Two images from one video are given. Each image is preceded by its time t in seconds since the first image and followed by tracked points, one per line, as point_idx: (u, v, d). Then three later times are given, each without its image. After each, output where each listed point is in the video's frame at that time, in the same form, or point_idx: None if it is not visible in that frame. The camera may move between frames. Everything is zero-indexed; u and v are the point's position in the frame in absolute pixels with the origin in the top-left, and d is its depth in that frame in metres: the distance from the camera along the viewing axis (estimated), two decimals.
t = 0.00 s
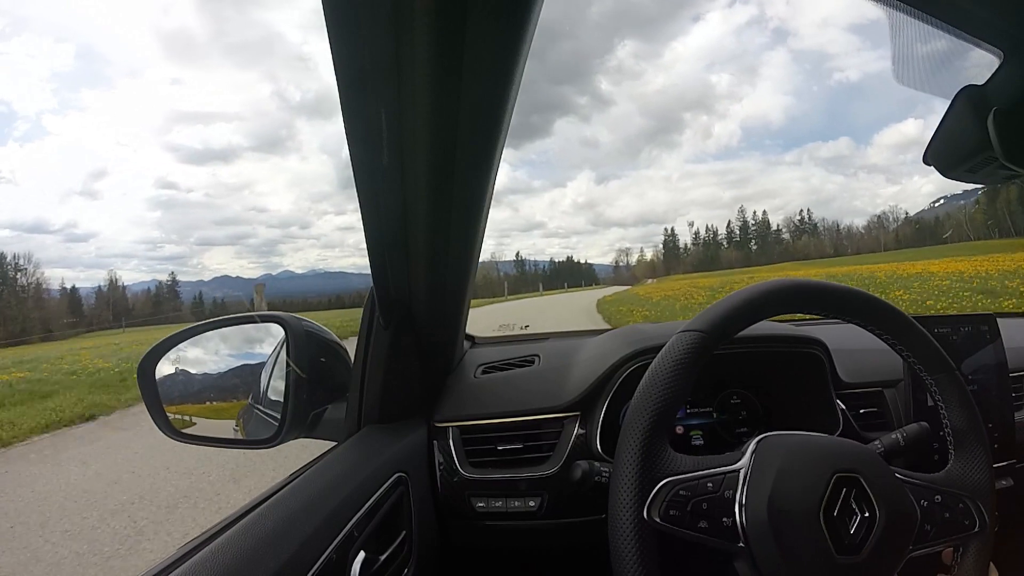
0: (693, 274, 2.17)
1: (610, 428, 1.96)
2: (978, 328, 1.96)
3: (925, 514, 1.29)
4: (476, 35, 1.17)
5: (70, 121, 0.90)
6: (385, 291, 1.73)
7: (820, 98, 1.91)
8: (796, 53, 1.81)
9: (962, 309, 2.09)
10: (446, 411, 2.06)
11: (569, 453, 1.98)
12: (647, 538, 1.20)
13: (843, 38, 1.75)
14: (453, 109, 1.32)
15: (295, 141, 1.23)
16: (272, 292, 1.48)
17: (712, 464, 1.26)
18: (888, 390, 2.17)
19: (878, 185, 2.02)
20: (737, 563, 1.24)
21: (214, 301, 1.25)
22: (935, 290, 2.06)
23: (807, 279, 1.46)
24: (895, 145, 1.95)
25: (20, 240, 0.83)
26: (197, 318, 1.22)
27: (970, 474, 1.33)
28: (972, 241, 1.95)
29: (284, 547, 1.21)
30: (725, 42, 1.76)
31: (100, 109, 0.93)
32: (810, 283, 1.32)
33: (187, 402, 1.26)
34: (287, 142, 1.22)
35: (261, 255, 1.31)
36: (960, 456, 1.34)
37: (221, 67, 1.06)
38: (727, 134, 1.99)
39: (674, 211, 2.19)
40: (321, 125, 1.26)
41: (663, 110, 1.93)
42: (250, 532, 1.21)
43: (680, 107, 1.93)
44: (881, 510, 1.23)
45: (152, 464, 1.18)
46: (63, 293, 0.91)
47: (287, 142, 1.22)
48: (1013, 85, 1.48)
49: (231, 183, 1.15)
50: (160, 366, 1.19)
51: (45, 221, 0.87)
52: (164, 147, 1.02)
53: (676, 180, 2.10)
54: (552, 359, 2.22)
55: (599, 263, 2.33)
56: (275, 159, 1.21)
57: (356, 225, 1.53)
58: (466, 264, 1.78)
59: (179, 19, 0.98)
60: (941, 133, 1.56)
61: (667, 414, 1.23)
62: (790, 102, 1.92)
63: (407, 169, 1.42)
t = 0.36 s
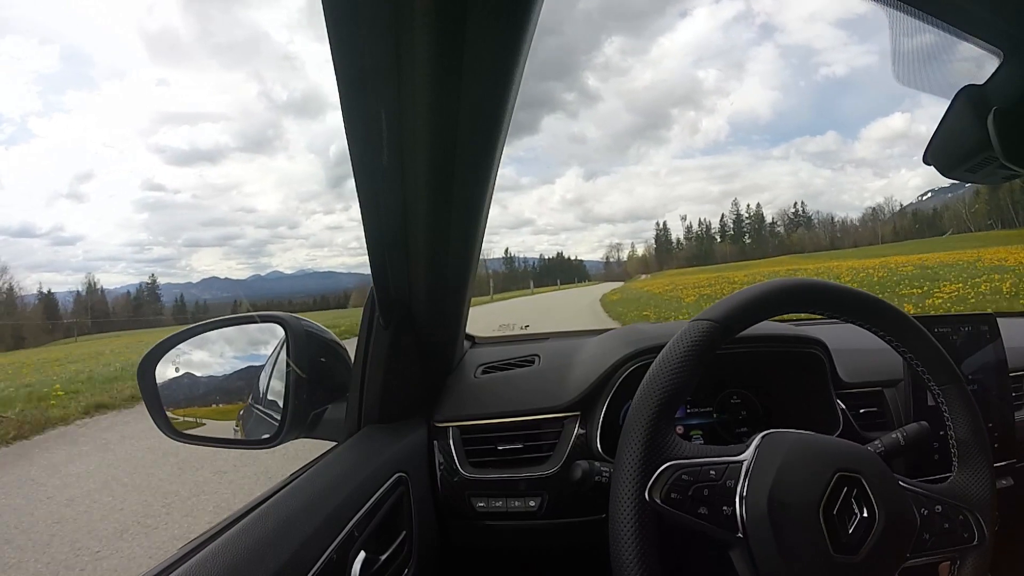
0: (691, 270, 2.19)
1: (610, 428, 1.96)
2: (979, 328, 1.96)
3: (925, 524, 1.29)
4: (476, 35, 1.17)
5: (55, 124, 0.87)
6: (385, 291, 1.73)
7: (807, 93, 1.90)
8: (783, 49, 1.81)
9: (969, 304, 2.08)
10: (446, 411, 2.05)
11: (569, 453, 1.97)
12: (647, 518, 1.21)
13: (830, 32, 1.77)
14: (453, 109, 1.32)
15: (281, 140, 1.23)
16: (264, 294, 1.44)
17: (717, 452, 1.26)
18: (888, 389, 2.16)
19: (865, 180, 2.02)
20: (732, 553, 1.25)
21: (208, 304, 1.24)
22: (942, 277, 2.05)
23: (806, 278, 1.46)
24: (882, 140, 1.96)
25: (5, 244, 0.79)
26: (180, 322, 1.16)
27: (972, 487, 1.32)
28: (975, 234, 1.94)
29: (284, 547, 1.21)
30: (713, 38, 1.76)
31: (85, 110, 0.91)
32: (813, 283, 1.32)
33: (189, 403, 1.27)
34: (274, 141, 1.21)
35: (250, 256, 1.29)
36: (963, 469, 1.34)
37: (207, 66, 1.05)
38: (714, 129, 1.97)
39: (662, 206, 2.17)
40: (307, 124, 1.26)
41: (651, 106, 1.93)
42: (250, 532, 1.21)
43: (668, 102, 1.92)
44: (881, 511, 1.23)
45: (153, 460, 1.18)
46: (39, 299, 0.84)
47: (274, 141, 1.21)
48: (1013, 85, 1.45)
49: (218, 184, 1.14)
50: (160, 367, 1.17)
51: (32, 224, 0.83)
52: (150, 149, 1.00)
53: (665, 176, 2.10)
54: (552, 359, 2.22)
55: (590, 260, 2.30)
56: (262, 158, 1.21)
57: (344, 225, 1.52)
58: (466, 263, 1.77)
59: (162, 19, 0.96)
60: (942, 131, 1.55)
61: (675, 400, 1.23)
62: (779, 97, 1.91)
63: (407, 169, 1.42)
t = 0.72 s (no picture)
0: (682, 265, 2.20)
1: (611, 428, 1.96)
2: (979, 327, 1.95)
3: (924, 530, 1.29)
4: (477, 35, 1.17)
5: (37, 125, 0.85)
6: (385, 291, 1.73)
7: (793, 89, 1.89)
8: (767, 45, 1.78)
9: (963, 309, 2.09)
10: (446, 411, 2.05)
11: (569, 453, 1.97)
12: (647, 508, 1.21)
13: (814, 29, 1.76)
14: (453, 109, 1.32)
15: (265, 139, 1.20)
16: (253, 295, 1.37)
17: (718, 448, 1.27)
18: (888, 389, 2.16)
19: (852, 174, 2.04)
20: (731, 547, 1.25)
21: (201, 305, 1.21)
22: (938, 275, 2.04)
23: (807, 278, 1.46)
24: (866, 135, 1.98)
25: None
26: (157, 326, 1.09)
27: (973, 494, 1.33)
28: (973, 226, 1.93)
29: (284, 547, 1.21)
30: (698, 35, 1.74)
31: (70, 110, 0.89)
32: (814, 283, 1.32)
33: (189, 406, 1.28)
34: (258, 140, 1.18)
35: (234, 256, 1.23)
36: (965, 476, 1.34)
37: (190, 63, 1.02)
38: (700, 125, 1.96)
39: (648, 202, 2.19)
40: (292, 122, 1.24)
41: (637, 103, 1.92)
42: (249, 533, 1.21)
43: (653, 98, 1.91)
44: (881, 510, 1.23)
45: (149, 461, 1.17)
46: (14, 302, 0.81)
47: (258, 141, 1.18)
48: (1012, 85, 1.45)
49: (202, 183, 1.10)
50: (160, 367, 1.18)
51: (15, 227, 0.81)
52: (134, 149, 0.98)
53: (650, 172, 2.11)
54: (552, 359, 2.22)
55: (577, 256, 2.34)
56: (246, 157, 1.17)
57: (329, 222, 1.48)
58: (466, 263, 1.78)
59: (145, 16, 0.94)
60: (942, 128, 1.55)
61: (677, 393, 1.24)
62: (764, 94, 1.90)
63: (407, 169, 1.42)
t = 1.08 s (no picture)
0: (668, 263, 2.20)
1: (610, 428, 1.96)
2: (978, 327, 1.95)
3: (924, 530, 1.29)
4: (477, 34, 1.17)
5: (18, 126, 0.82)
6: (385, 291, 1.73)
7: (775, 90, 1.89)
8: (749, 47, 1.78)
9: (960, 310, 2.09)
10: (446, 411, 2.05)
11: (569, 454, 1.97)
12: (646, 511, 1.21)
13: (797, 31, 1.76)
14: (454, 109, 1.32)
15: (248, 142, 1.16)
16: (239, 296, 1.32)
17: (718, 449, 1.27)
18: (887, 390, 2.16)
19: (832, 175, 2.02)
20: (731, 549, 1.25)
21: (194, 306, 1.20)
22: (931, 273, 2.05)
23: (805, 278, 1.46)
24: (849, 136, 1.97)
25: None
26: (131, 333, 1.03)
27: (972, 492, 1.33)
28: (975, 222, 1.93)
29: (284, 547, 1.21)
30: (680, 36, 1.73)
31: (52, 112, 0.86)
32: (814, 283, 1.32)
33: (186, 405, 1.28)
34: (241, 142, 1.14)
35: (218, 260, 1.18)
36: (964, 475, 1.34)
37: (173, 63, 0.99)
38: (683, 126, 1.95)
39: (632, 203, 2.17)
40: (276, 124, 1.20)
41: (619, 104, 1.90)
42: (249, 533, 1.21)
43: (636, 100, 1.89)
44: (881, 511, 1.23)
45: (147, 462, 1.17)
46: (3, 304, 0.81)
47: (241, 143, 1.14)
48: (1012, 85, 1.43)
49: (185, 186, 1.06)
50: (161, 366, 1.19)
51: None
52: (116, 151, 0.95)
53: (633, 172, 2.10)
54: (552, 359, 2.22)
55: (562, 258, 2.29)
56: (229, 160, 1.13)
57: (312, 225, 1.41)
58: (466, 263, 1.78)
59: (127, 17, 0.91)
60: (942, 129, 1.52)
61: (677, 395, 1.24)
62: (746, 96, 1.90)
63: (407, 169, 1.42)
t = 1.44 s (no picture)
0: (658, 264, 2.21)
1: (610, 428, 1.96)
2: (978, 328, 1.95)
3: (925, 528, 1.28)
4: (477, 35, 1.16)
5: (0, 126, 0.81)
6: (385, 291, 1.73)
7: (760, 93, 1.88)
8: (734, 51, 1.77)
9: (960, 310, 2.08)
10: (446, 411, 2.06)
11: (569, 454, 1.98)
12: (646, 515, 1.21)
13: (782, 35, 1.75)
14: (453, 111, 1.32)
15: (233, 144, 1.15)
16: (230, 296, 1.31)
17: (717, 451, 1.27)
18: (887, 390, 2.16)
19: (816, 178, 2.03)
20: (732, 552, 1.25)
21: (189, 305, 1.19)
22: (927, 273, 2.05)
23: (806, 278, 1.46)
24: (832, 139, 1.98)
25: None
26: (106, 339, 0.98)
27: (973, 489, 1.33)
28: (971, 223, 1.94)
29: (284, 547, 1.21)
30: (666, 39, 1.71)
31: (33, 114, 0.85)
32: (814, 284, 1.32)
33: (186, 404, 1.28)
34: (225, 144, 1.13)
35: (202, 262, 1.16)
36: (964, 472, 1.34)
37: (158, 65, 0.98)
38: (668, 130, 1.95)
39: (617, 206, 2.17)
40: (261, 126, 1.19)
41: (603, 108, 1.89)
42: (249, 532, 1.22)
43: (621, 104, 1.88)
44: (881, 512, 1.23)
45: (147, 461, 1.17)
46: None
47: (225, 145, 1.13)
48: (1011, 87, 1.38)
49: (168, 189, 1.05)
50: (161, 367, 1.19)
51: None
52: (100, 154, 0.95)
53: (618, 176, 2.09)
54: (552, 359, 2.22)
55: (548, 261, 2.27)
56: (213, 162, 1.12)
57: (297, 228, 1.39)
58: (466, 263, 1.78)
59: (113, 16, 0.91)
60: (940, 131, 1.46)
61: (676, 396, 1.24)
62: (731, 99, 1.89)
63: (407, 169, 1.42)
